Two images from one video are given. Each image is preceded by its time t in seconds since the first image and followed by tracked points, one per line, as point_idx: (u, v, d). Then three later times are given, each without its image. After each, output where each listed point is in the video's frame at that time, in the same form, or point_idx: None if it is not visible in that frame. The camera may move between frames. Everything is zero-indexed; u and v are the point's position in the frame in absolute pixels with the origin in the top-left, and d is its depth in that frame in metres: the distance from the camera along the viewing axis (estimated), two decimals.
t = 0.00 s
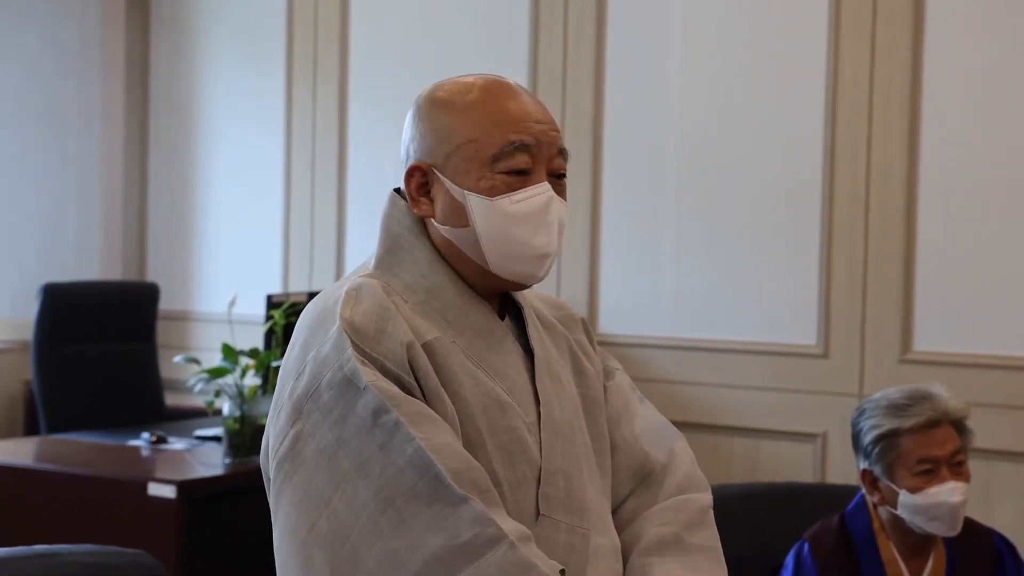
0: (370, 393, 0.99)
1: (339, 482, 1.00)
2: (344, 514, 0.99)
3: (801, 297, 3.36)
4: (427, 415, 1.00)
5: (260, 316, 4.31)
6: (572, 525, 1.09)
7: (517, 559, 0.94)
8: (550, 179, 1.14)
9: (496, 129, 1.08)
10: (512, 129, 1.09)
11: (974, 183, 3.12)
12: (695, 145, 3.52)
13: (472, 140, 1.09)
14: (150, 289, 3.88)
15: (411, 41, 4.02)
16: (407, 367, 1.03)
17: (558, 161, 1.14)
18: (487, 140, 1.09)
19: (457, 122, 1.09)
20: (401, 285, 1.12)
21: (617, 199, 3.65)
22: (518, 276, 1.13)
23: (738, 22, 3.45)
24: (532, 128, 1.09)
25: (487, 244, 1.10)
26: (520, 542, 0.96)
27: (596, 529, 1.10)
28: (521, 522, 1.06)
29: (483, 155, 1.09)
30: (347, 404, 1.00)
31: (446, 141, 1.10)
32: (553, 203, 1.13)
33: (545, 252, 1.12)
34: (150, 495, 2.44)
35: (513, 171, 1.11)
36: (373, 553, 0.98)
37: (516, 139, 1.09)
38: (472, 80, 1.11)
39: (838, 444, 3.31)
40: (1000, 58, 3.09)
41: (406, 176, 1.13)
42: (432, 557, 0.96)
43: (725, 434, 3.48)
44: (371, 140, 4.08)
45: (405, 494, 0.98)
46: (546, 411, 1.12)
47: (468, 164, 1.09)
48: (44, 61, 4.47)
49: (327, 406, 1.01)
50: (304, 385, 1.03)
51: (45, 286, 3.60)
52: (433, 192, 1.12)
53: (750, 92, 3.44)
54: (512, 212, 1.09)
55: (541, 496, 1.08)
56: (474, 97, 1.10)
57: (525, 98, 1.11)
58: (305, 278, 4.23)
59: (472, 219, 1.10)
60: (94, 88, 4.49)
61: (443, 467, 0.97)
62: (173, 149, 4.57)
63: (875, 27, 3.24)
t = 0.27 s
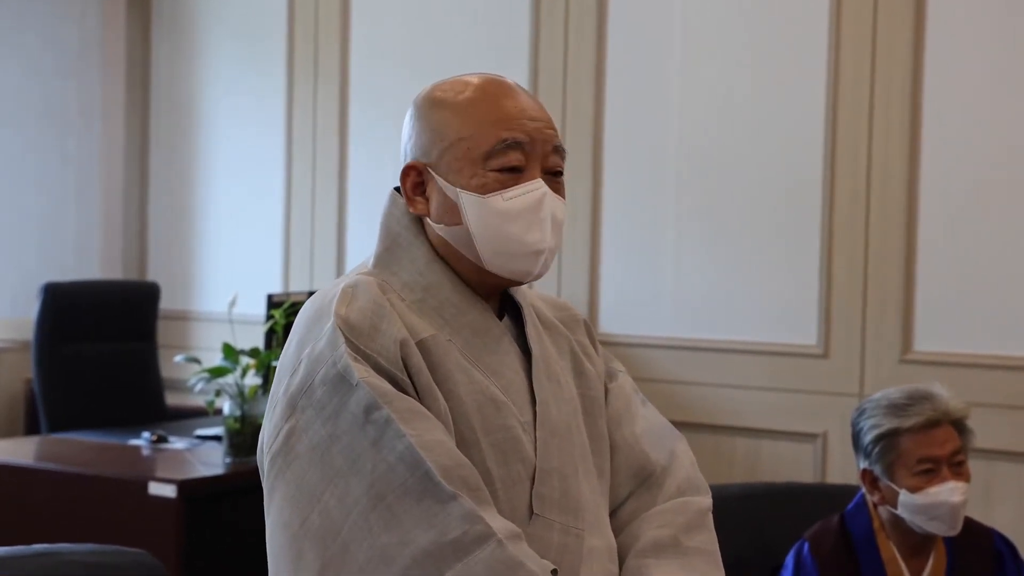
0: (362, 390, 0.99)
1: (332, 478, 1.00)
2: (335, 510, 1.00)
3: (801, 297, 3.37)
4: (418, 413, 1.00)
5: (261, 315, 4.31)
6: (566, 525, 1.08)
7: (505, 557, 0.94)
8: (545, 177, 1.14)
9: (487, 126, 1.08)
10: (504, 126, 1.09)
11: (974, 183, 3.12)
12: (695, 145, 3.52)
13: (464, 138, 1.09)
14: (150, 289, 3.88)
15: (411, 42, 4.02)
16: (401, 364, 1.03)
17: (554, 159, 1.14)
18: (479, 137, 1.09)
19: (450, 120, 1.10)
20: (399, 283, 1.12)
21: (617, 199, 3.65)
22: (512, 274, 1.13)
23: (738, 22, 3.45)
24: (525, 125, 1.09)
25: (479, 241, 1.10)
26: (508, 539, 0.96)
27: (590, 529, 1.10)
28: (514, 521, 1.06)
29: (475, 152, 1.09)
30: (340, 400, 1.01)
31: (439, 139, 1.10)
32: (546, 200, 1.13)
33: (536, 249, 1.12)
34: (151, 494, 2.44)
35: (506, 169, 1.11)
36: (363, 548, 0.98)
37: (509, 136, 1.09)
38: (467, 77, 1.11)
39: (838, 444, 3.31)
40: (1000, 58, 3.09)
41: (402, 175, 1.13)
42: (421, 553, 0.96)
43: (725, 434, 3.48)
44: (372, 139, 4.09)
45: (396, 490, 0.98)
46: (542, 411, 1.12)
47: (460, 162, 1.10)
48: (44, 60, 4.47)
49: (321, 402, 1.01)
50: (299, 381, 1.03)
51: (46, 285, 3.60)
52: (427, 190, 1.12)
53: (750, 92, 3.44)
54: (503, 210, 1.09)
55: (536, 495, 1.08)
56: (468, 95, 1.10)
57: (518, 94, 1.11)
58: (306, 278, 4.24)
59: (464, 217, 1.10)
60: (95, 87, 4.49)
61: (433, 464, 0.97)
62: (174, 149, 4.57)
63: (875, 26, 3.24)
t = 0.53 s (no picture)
0: (353, 391, 1.00)
1: (323, 479, 1.00)
2: (326, 511, 1.00)
3: (801, 297, 3.37)
4: (409, 414, 1.00)
5: (261, 315, 4.31)
6: (560, 527, 1.09)
7: (494, 560, 0.94)
8: (545, 182, 1.14)
9: (487, 131, 1.08)
10: (504, 132, 1.08)
11: (973, 184, 3.12)
12: (695, 145, 3.52)
13: (464, 142, 1.09)
14: (151, 289, 3.88)
15: (412, 41, 4.02)
16: (393, 366, 1.03)
17: (554, 164, 1.13)
18: (479, 142, 1.09)
19: (450, 124, 1.10)
20: (394, 284, 1.12)
21: (617, 199, 3.65)
22: (510, 279, 1.13)
23: (739, 21, 3.45)
24: (525, 131, 1.09)
25: (477, 245, 1.10)
26: (498, 542, 0.96)
27: (585, 530, 1.10)
28: (507, 523, 1.06)
29: (475, 157, 1.09)
30: (333, 402, 1.01)
31: (438, 143, 1.10)
32: (546, 206, 1.12)
33: (535, 255, 1.12)
34: (151, 494, 2.44)
35: (505, 175, 1.10)
36: (354, 549, 0.98)
37: (508, 142, 1.09)
38: (469, 81, 1.11)
39: (838, 444, 3.31)
40: (999, 58, 3.09)
41: (400, 176, 1.13)
42: (410, 554, 0.96)
43: (725, 434, 3.48)
44: (372, 138, 4.09)
45: (387, 492, 0.98)
46: (537, 412, 1.12)
47: (460, 167, 1.10)
48: (44, 60, 4.47)
49: (314, 403, 1.01)
50: (292, 382, 1.03)
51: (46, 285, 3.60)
52: (426, 193, 1.12)
53: (750, 92, 3.44)
54: (502, 215, 1.09)
55: (529, 497, 1.08)
56: (469, 99, 1.10)
57: (519, 99, 1.11)
58: (306, 277, 4.24)
59: (463, 221, 1.10)
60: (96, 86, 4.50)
61: (423, 466, 0.98)
62: (174, 149, 4.57)
63: (876, 26, 3.24)
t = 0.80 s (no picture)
0: (350, 392, 1.00)
1: (320, 480, 1.01)
2: (323, 512, 1.00)
3: (801, 298, 3.37)
4: (406, 416, 1.00)
5: (261, 316, 4.31)
6: (557, 528, 1.08)
7: (491, 561, 0.95)
8: (544, 184, 1.14)
9: (487, 135, 1.08)
10: (505, 136, 1.08)
11: (973, 184, 3.12)
12: (695, 145, 3.52)
13: (464, 145, 1.09)
14: (151, 289, 3.88)
15: (412, 41, 4.02)
16: (390, 367, 1.03)
17: (553, 167, 1.14)
18: (479, 146, 1.09)
19: (450, 127, 1.10)
20: (391, 285, 1.12)
21: (617, 200, 3.65)
22: (510, 281, 1.13)
23: (738, 21, 3.45)
24: (524, 135, 1.09)
25: (477, 248, 1.10)
26: (495, 543, 0.96)
27: (581, 531, 1.10)
28: (503, 524, 1.06)
29: (476, 161, 1.09)
30: (329, 403, 1.01)
31: (438, 146, 1.10)
32: (546, 209, 1.12)
33: (536, 257, 1.12)
34: (151, 495, 2.44)
35: (505, 178, 1.10)
36: (350, 550, 0.99)
37: (508, 146, 1.09)
38: (468, 83, 1.11)
39: (839, 445, 3.30)
40: (999, 58, 3.09)
41: (399, 178, 1.13)
42: (406, 556, 0.97)
43: (725, 435, 3.48)
44: (372, 138, 4.09)
45: (383, 493, 0.98)
46: (534, 413, 1.12)
47: (460, 170, 1.10)
48: (44, 60, 4.47)
49: (310, 404, 1.02)
50: (289, 383, 1.03)
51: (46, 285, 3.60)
52: (425, 195, 1.12)
53: (750, 92, 3.44)
54: (503, 218, 1.09)
55: (526, 498, 1.08)
56: (469, 102, 1.10)
57: (517, 102, 1.11)
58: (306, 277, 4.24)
59: (463, 224, 1.10)
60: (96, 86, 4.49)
61: (420, 468, 0.98)
62: (174, 149, 4.57)
63: (876, 26, 3.24)
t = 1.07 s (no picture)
0: (351, 392, 1.00)
1: (320, 480, 1.01)
2: (324, 512, 1.00)
3: (801, 298, 3.37)
4: (406, 415, 1.00)
5: (261, 316, 4.31)
6: (556, 528, 1.09)
7: (493, 560, 0.95)
8: (543, 184, 1.14)
9: (489, 136, 1.08)
10: (506, 136, 1.09)
11: (974, 184, 3.12)
12: (695, 146, 3.52)
13: (465, 146, 1.09)
14: (152, 289, 3.88)
15: (412, 41, 4.02)
16: (390, 367, 1.03)
17: (552, 166, 1.14)
18: (480, 147, 1.09)
19: (450, 128, 1.09)
20: (390, 286, 1.12)
21: (616, 200, 3.66)
22: (511, 280, 1.13)
23: (738, 21, 3.45)
24: (525, 136, 1.09)
25: (481, 248, 1.10)
26: (497, 542, 0.96)
27: (580, 530, 1.10)
28: (503, 524, 1.06)
29: (477, 162, 1.09)
30: (330, 403, 1.01)
31: (438, 147, 1.10)
32: (546, 207, 1.13)
33: (539, 255, 1.12)
34: (151, 495, 2.44)
35: (506, 178, 1.10)
36: (352, 550, 0.99)
37: (509, 147, 1.09)
38: (466, 85, 1.11)
39: (839, 446, 3.30)
40: (1000, 58, 3.09)
41: (398, 180, 1.12)
42: (408, 555, 0.97)
43: (725, 436, 3.48)
44: (372, 138, 4.09)
45: (384, 492, 0.98)
46: (533, 413, 1.12)
47: (461, 171, 1.09)
48: (44, 60, 4.48)
49: (311, 404, 1.02)
50: (289, 384, 1.03)
51: (47, 285, 3.60)
52: (425, 197, 1.11)
53: (750, 92, 3.44)
54: (506, 218, 1.09)
55: (525, 498, 1.08)
56: (469, 104, 1.10)
57: (515, 102, 1.11)
58: (306, 278, 4.24)
59: (465, 225, 1.10)
60: (97, 85, 4.49)
61: (422, 467, 0.98)
62: (174, 150, 4.57)
63: (876, 25, 3.24)
